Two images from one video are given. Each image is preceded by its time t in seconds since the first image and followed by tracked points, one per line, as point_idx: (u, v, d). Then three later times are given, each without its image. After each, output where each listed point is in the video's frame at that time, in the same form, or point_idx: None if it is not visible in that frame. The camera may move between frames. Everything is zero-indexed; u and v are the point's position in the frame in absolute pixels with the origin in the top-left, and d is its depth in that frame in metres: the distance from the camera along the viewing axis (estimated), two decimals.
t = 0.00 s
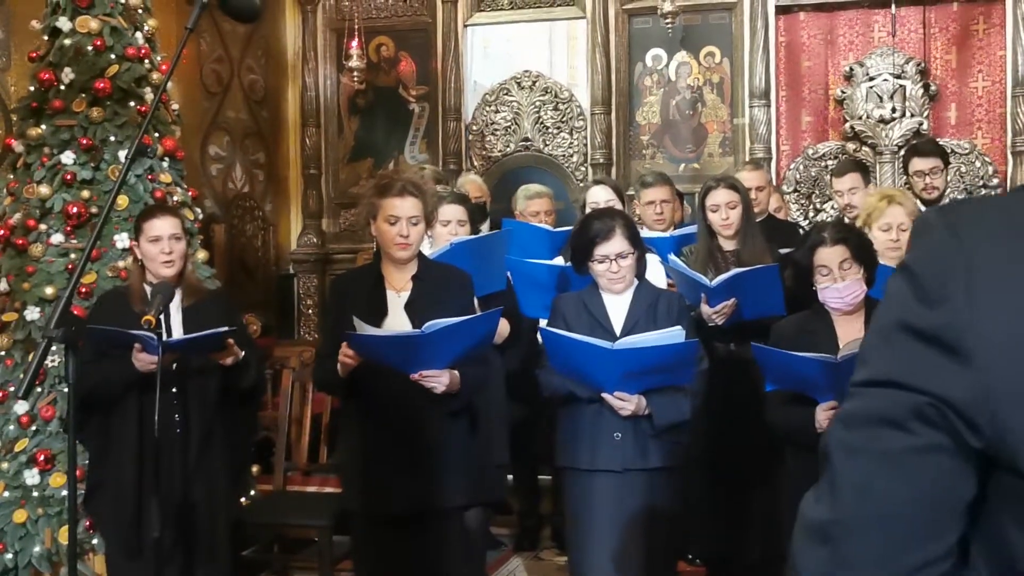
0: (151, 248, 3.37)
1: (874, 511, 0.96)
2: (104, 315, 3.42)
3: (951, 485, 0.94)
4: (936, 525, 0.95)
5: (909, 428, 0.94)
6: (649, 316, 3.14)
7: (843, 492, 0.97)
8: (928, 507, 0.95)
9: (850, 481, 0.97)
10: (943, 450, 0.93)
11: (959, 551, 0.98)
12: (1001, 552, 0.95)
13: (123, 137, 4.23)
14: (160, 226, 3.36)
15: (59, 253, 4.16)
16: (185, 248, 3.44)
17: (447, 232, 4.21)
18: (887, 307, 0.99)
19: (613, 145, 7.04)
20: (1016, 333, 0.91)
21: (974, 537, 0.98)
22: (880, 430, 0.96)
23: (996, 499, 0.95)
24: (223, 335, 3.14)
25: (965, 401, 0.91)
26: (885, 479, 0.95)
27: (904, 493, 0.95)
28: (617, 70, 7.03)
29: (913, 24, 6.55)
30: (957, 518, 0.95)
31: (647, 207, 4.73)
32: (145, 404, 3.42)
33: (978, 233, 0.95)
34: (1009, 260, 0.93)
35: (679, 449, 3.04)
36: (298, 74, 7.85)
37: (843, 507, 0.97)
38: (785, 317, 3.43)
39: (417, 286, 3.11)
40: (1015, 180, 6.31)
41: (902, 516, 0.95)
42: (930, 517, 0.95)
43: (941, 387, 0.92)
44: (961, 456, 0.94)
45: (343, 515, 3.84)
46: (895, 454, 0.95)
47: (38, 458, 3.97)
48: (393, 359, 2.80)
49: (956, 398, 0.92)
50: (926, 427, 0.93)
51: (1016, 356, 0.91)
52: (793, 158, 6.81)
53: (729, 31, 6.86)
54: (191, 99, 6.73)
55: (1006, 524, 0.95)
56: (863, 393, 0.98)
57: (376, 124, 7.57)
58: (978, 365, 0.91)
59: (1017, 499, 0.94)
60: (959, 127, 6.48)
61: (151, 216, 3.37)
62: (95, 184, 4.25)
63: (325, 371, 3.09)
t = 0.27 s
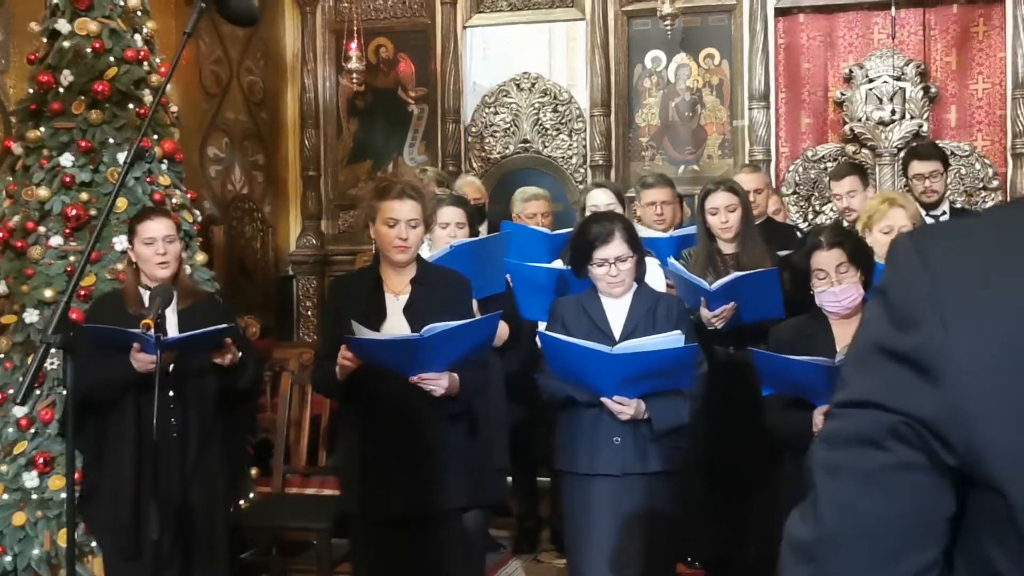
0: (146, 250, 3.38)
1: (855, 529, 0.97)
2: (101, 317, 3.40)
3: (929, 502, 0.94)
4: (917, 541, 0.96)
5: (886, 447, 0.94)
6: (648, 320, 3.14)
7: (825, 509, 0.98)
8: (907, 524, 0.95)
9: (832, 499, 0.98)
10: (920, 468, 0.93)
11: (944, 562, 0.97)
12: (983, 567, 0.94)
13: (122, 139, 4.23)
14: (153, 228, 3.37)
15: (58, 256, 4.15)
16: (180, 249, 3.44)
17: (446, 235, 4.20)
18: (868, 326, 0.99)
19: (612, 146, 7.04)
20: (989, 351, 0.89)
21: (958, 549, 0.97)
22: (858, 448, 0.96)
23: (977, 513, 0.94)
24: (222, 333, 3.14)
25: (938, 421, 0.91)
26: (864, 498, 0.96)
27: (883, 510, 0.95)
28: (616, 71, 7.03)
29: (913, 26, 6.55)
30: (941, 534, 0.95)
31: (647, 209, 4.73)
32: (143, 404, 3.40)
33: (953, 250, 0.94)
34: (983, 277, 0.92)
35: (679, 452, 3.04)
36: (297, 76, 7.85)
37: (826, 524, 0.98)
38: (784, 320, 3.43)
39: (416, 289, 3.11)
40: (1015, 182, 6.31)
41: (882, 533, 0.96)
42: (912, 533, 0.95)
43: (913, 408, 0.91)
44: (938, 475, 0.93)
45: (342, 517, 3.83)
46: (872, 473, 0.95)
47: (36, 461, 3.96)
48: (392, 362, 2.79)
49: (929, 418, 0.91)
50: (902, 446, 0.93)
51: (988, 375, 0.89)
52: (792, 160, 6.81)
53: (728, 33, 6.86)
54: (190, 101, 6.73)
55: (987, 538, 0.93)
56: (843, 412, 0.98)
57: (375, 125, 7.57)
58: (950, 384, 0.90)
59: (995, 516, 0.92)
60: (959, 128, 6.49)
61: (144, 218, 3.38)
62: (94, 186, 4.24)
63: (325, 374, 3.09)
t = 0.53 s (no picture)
0: (144, 250, 3.37)
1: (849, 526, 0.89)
2: (101, 319, 3.40)
3: (930, 503, 0.86)
4: (913, 540, 0.88)
5: (885, 442, 0.87)
6: (653, 323, 3.12)
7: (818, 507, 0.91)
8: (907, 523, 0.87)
9: (826, 496, 0.90)
10: (923, 466, 0.86)
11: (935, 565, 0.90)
12: None
13: (126, 140, 4.22)
14: (152, 228, 3.36)
15: (62, 256, 4.15)
16: (179, 249, 3.44)
17: (450, 236, 4.19)
18: (867, 320, 0.91)
19: (616, 147, 7.03)
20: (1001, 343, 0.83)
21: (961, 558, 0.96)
22: (854, 445, 0.88)
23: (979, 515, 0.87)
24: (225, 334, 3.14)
25: (941, 417, 0.84)
26: (860, 495, 0.88)
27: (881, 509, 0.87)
28: (621, 72, 7.01)
29: (919, 27, 6.53)
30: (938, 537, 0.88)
31: (652, 210, 4.72)
32: (144, 405, 3.39)
33: (961, 243, 0.87)
34: (992, 264, 0.85)
35: (683, 456, 3.03)
36: (301, 76, 7.85)
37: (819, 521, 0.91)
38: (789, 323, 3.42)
39: (421, 291, 3.10)
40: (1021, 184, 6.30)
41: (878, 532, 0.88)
42: (907, 537, 0.88)
43: (915, 402, 0.84)
44: (941, 473, 0.86)
45: (346, 519, 3.82)
46: (870, 469, 0.87)
47: (40, 461, 3.96)
48: (398, 362, 2.78)
49: (934, 413, 0.84)
50: (903, 444, 0.86)
51: (996, 369, 0.82)
52: (797, 160, 6.80)
53: (734, 33, 6.84)
54: (195, 102, 6.72)
55: (987, 544, 0.86)
56: (839, 408, 0.90)
57: (379, 125, 7.56)
58: (954, 379, 0.83)
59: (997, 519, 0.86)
60: (964, 129, 6.47)
61: (142, 218, 3.37)
62: (98, 187, 4.23)
63: (329, 376, 3.07)
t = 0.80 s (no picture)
0: (150, 247, 3.34)
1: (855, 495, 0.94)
2: (107, 315, 3.39)
3: (934, 474, 0.92)
4: (917, 512, 0.93)
5: (891, 414, 0.93)
6: (661, 320, 3.11)
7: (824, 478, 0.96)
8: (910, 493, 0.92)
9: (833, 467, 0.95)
10: (928, 438, 0.92)
11: (931, 539, 0.96)
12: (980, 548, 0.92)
13: (132, 133, 4.22)
14: (157, 226, 3.34)
15: (69, 251, 4.15)
16: (184, 246, 3.41)
17: (458, 232, 4.18)
18: (875, 307, 0.98)
19: (625, 142, 7.00)
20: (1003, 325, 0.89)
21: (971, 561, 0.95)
22: (863, 418, 0.94)
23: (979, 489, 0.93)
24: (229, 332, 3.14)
25: (949, 389, 0.90)
26: (867, 463, 0.93)
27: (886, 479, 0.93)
28: (629, 67, 6.98)
29: (929, 23, 6.49)
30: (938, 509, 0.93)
31: (661, 206, 4.70)
32: (153, 405, 3.39)
33: (966, 236, 0.94)
34: (999, 253, 0.92)
35: (690, 454, 3.02)
36: (309, 70, 7.84)
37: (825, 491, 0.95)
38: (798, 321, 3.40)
39: (429, 287, 3.09)
40: None
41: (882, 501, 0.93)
42: (911, 508, 0.93)
43: (925, 374, 0.90)
44: (946, 446, 0.92)
45: (351, 515, 3.81)
46: (877, 439, 0.93)
47: (46, 455, 3.97)
48: (405, 356, 2.76)
49: (941, 387, 0.90)
50: (910, 416, 0.92)
51: (1003, 344, 0.89)
52: (806, 156, 6.77)
53: (743, 28, 6.81)
54: (203, 95, 6.72)
55: (987, 516, 0.92)
56: (847, 386, 0.97)
57: (387, 119, 7.55)
58: (963, 354, 0.90)
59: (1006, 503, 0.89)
60: (974, 126, 6.43)
61: (149, 215, 3.34)
62: (105, 181, 4.24)
63: (335, 372, 3.06)
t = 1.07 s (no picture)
0: (152, 246, 3.34)
1: (838, 478, 1.01)
2: (110, 314, 3.38)
3: (910, 459, 1.00)
4: (896, 496, 1.00)
5: (870, 404, 1.02)
6: (667, 318, 3.10)
7: (808, 466, 1.04)
8: (891, 477, 1.00)
9: (817, 453, 1.03)
10: (904, 425, 1.00)
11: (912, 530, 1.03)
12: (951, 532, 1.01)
13: (138, 129, 4.22)
14: (160, 225, 3.33)
15: (74, 246, 4.15)
16: (186, 245, 3.41)
17: (465, 228, 4.17)
18: (855, 312, 1.08)
19: (631, 138, 6.98)
20: (968, 324, 1.00)
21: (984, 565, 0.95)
22: (845, 409, 1.03)
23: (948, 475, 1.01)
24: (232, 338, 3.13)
25: (921, 378, 0.99)
26: (849, 449, 1.01)
27: (867, 464, 1.00)
28: (635, 62, 6.96)
29: (936, 19, 6.46)
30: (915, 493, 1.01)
31: (667, 202, 4.69)
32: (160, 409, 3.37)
33: (935, 248, 1.05)
34: (967, 260, 1.03)
35: (695, 452, 3.01)
36: (314, 65, 7.83)
37: (810, 477, 1.03)
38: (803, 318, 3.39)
39: (435, 285, 3.08)
40: None
41: (864, 484, 1.00)
42: (890, 491, 1.00)
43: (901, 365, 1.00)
44: (920, 433, 1.01)
45: (356, 512, 3.81)
46: (858, 427, 1.01)
47: (51, 450, 3.97)
48: (413, 354, 2.76)
49: (915, 378, 1.00)
50: (888, 407, 1.01)
51: (969, 336, 0.99)
52: (812, 153, 6.75)
53: (750, 24, 6.78)
54: (208, 90, 6.71)
55: (954, 500, 1.00)
56: (830, 382, 1.06)
57: (392, 114, 7.55)
58: (933, 345, 1.00)
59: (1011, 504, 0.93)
60: (982, 123, 6.39)
61: (151, 214, 3.32)
62: (110, 176, 4.23)
63: (342, 369, 3.06)
